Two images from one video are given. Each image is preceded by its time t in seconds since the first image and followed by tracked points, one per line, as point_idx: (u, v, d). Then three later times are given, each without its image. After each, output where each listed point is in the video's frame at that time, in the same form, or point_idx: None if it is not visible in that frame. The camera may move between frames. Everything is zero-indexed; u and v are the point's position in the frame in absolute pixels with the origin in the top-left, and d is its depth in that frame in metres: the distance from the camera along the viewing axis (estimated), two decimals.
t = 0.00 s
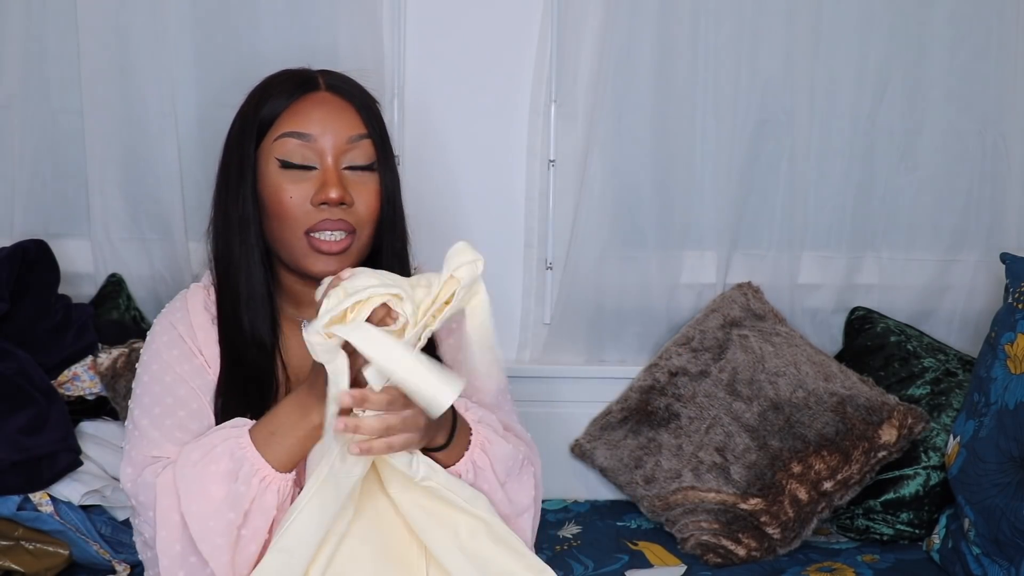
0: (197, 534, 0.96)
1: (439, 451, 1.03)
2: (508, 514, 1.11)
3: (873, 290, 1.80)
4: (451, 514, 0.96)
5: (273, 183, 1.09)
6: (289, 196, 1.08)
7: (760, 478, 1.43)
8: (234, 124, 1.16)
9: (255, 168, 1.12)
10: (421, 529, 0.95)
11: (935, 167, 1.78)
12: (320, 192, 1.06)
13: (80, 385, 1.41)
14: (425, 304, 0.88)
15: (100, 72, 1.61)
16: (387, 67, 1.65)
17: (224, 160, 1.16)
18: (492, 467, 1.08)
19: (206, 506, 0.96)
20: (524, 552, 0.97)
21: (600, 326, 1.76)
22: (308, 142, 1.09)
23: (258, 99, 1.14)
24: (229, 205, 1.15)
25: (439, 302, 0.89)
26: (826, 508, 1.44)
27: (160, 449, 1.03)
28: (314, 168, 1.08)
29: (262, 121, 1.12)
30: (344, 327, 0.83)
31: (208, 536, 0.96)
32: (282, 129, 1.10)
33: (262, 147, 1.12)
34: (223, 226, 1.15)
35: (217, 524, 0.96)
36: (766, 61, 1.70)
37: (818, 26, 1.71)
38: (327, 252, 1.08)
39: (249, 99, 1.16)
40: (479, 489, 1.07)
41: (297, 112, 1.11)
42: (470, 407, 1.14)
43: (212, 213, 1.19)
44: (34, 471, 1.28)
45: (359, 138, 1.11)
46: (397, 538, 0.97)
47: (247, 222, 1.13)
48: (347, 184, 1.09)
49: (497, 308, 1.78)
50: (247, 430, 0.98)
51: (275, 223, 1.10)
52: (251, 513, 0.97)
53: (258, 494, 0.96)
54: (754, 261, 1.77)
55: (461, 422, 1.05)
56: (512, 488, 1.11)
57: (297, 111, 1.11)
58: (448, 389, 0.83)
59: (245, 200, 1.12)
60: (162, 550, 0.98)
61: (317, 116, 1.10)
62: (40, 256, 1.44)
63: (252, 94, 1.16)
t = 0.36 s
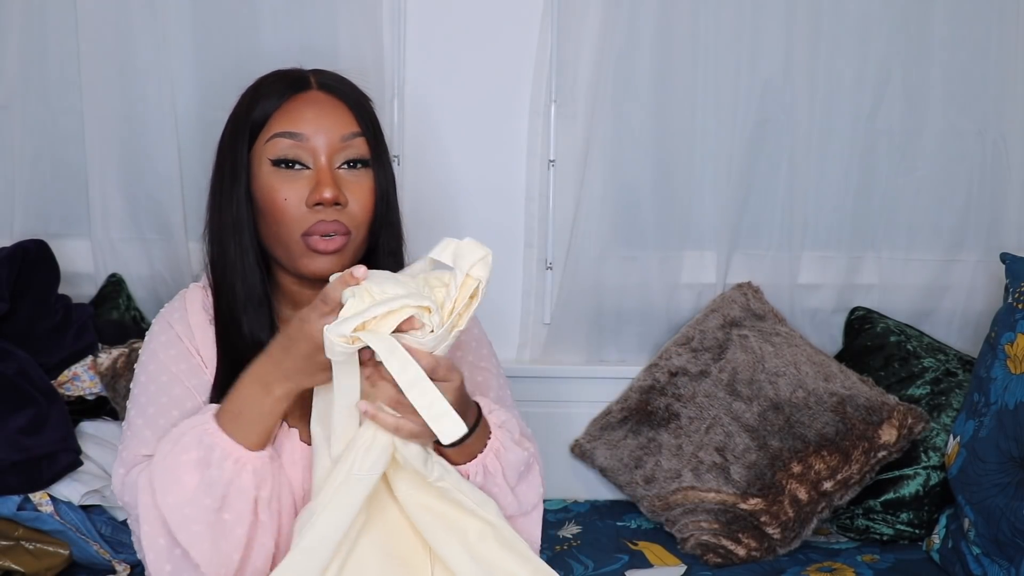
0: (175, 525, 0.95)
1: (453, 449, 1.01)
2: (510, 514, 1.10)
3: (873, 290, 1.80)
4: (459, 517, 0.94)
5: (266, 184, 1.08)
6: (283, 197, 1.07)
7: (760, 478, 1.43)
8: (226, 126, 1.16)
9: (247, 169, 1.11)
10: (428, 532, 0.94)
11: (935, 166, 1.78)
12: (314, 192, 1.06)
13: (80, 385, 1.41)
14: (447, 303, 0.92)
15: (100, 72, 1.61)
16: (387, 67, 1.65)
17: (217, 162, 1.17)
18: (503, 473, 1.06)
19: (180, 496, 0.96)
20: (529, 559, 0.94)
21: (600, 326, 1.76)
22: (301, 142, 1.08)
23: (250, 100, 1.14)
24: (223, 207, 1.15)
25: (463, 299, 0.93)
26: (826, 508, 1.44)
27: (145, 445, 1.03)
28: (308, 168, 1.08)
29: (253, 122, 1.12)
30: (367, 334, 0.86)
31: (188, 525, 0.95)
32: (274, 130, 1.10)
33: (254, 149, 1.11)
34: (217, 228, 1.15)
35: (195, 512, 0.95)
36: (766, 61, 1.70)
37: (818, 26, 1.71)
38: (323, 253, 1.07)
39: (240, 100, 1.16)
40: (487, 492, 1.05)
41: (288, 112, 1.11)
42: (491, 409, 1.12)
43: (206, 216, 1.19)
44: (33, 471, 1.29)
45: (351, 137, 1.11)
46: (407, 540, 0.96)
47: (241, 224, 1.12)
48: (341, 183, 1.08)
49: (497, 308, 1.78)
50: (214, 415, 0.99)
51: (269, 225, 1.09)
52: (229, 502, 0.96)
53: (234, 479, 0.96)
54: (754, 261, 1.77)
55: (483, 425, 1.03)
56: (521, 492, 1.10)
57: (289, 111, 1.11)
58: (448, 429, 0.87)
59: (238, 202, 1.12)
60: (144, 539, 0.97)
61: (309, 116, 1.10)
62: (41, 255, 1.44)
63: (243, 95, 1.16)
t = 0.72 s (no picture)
0: None
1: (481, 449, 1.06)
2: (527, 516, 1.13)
3: (873, 289, 1.79)
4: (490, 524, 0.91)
5: (270, 193, 1.08)
6: (289, 206, 1.07)
7: (759, 478, 1.43)
8: (223, 129, 1.14)
9: (247, 176, 1.11)
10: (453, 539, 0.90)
11: (935, 165, 1.78)
12: (322, 201, 1.06)
13: (80, 385, 1.41)
14: (537, 326, 0.90)
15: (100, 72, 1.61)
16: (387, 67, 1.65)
17: (213, 166, 1.16)
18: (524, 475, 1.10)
19: (146, 541, 0.96)
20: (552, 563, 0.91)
21: (600, 325, 1.76)
22: (304, 149, 1.08)
23: (250, 103, 1.12)
24: (222, 214, 1.14)
25: (552, 320, 0.90)
26: (826, 508, 1.44)
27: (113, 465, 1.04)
28: (312, 175, 1.08)
29: (253, 127, 1.11)
30: (493, 352, 0.84)
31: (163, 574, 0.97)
32: (277, 136, 1.09)
33: (255, 155, 1.11)
34: (214, 234, 1.15)
35: (166, 558, 0.96)
36: (766, 61, 1.70)
37: (818, 25, 1.71)
38: (330, 262, 1.08)
39: (238, 102, 1.14)
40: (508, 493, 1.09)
41: (290, 118, 1.10)
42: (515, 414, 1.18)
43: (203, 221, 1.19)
44: (33, 472, 1.29)
45: (355, 142, 1.11)
46: (427, 545, 0.92)
47: (240, 232, 1.13)
48: (346, 190, 1.09)
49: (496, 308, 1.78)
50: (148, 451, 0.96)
51: (273, 233, 1.10)
52: (196, 531, 0.98)
53: (189, 511, 0.96)
54: (754, 261, 1.77)
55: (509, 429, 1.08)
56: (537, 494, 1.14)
57: (291, 117, 1.10)
58: (584, 438, 0.79)
59: (238, 209, 1.12)
60: None
61: (311, 121, 1.09)
62: (41, 255, 1.44)
63: (242, 96, 1.14)
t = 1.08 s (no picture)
0: (89, 475, 0.88)
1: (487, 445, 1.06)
2: (530, 513, 1.13)
3: (873, 290, 1.80)
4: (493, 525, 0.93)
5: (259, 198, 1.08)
6: (280, 207, 1.06)
7: (759, 478, 1.43)
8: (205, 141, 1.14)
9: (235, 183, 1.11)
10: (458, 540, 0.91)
11: (935, 166, 1.78)
12: (312, 197, 1.05)
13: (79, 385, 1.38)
14: (545, 327, 0.89)
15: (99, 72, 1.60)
16: (387, 67, 1.65)
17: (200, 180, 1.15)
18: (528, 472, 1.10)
19: (85, 431, 0.88)
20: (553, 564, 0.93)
21: (600, 325, 1.76)
22: (287, 147, 1.08)
23: (228, 110, 1.12)
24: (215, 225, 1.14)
25: (559, 323, 0.90)
26: (826, 508, 1.44)
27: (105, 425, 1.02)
28: (298, 173, 1.07)
29: (235, 132, 1.11)
30: (500, 352, 0.83)
31: (105, 473, 0.89)
32: (259, 139, 1.09)
33: (240, 160, 1.10)
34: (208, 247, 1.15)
35: (109, 453, 0.88)
36: (766, 62, 1.70)
37: (818, 26, 1.71)
38: (325, 257, 1.07)
39: (215, 115, 1.14)
40: (511, 489, 1.09)
41: (270, 119, 1.09)
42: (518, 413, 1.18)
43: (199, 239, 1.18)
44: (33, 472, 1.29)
45: (337, 135, 1.11)
46: (430, 544, 0.93)
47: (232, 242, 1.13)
48: (334, 184, 1.08)
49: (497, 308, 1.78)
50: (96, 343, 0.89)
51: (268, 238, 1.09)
52: (149, 428, 0.91)
53: (135, 401, 0.89)
54: (754, 260, 1.77)
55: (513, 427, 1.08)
56: (541, 490, 1.14)
57: (270, 117, 1.10)
58: (583, 446, 0.77)
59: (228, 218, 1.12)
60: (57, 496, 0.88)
61: (292, 119, 1.09)
62: (40, 255, 1.46)
63: (220, 106, 1.14)
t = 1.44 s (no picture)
0: (89, 493, 0.91)
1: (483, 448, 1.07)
2: (529, 514, 1.14)
3: (873, 289, 1.80)
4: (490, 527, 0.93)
5: (258, 199, 1.08)
6: (278, 209, 1.06)
7: (759, 478, 1.43)
8: (205, 138, 1.14)
9: (233, 183, 1.11)
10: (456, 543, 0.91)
11: (935, 165, 1.78)
12: (310, 200, 1.06)
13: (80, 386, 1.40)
14: (540, 330, 0.89)
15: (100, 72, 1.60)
16: (387, 67, 1.66)
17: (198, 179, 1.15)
18: (526, 474, 1.11)
19: (83, 453, 0.91)
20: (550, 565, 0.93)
21: (600, 325, 1.76)
22: (287, 149, 1.08)
23: (229, 109, 1.12)
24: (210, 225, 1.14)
25: (555, 325, 0.90)
26: (826, 508, 1.44)
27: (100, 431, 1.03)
28: (298, 175, 1.08)
29: (235, 132, 1.11)
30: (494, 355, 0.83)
31: (104, 490, 0.92)
32: (259, 140, 1.09)
33: (239, 161, 1.10)
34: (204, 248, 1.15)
35: (107, 470, 0.91)
36: (766, 61, 1.70)
37: (818, 26, 1.71)
38: (323, 260, 1.07)
39: (216, 113, 1.14)
40: (509, 491, 1.10)
41: (270, 120, 1.09)
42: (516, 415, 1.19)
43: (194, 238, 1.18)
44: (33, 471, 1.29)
45: (337, 138, 1.10)
46: (427, 546, 0.93)
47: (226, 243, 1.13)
48: (334, 187, 1.08)
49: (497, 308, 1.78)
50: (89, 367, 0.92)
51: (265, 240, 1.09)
52: (143, 448, 0.94)
53: (128, 420, 0.92)
54: (754, 260, 1.77)
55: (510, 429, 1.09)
56: (538, 492, 1.14)
57: (270, 118, 1.10)
58: (578, 449, 0.76)
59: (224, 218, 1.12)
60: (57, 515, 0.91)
61: (292, 121, 1.09)
62: (40, 256, 1.45)
63: (220, 105, 1.14)
